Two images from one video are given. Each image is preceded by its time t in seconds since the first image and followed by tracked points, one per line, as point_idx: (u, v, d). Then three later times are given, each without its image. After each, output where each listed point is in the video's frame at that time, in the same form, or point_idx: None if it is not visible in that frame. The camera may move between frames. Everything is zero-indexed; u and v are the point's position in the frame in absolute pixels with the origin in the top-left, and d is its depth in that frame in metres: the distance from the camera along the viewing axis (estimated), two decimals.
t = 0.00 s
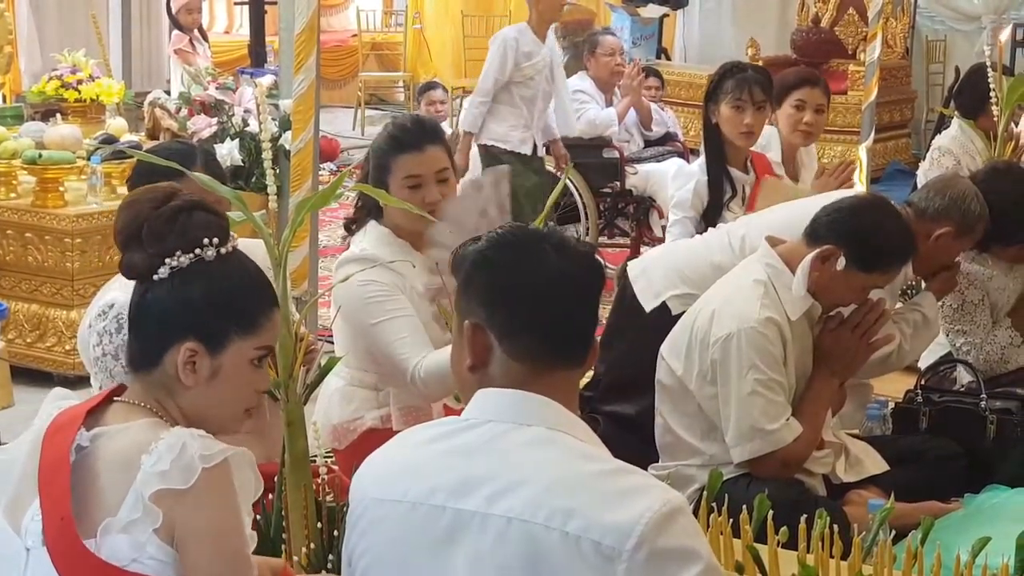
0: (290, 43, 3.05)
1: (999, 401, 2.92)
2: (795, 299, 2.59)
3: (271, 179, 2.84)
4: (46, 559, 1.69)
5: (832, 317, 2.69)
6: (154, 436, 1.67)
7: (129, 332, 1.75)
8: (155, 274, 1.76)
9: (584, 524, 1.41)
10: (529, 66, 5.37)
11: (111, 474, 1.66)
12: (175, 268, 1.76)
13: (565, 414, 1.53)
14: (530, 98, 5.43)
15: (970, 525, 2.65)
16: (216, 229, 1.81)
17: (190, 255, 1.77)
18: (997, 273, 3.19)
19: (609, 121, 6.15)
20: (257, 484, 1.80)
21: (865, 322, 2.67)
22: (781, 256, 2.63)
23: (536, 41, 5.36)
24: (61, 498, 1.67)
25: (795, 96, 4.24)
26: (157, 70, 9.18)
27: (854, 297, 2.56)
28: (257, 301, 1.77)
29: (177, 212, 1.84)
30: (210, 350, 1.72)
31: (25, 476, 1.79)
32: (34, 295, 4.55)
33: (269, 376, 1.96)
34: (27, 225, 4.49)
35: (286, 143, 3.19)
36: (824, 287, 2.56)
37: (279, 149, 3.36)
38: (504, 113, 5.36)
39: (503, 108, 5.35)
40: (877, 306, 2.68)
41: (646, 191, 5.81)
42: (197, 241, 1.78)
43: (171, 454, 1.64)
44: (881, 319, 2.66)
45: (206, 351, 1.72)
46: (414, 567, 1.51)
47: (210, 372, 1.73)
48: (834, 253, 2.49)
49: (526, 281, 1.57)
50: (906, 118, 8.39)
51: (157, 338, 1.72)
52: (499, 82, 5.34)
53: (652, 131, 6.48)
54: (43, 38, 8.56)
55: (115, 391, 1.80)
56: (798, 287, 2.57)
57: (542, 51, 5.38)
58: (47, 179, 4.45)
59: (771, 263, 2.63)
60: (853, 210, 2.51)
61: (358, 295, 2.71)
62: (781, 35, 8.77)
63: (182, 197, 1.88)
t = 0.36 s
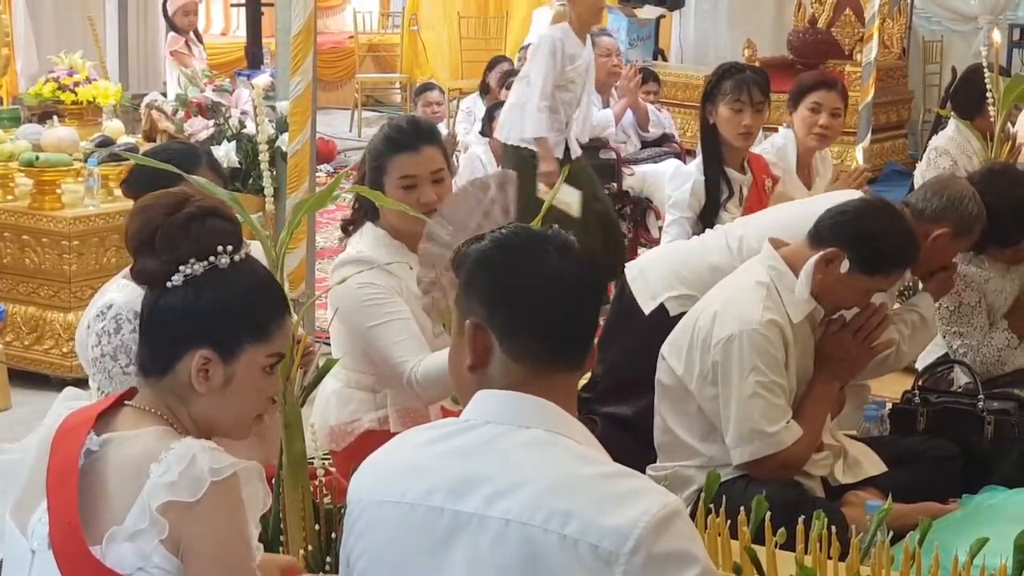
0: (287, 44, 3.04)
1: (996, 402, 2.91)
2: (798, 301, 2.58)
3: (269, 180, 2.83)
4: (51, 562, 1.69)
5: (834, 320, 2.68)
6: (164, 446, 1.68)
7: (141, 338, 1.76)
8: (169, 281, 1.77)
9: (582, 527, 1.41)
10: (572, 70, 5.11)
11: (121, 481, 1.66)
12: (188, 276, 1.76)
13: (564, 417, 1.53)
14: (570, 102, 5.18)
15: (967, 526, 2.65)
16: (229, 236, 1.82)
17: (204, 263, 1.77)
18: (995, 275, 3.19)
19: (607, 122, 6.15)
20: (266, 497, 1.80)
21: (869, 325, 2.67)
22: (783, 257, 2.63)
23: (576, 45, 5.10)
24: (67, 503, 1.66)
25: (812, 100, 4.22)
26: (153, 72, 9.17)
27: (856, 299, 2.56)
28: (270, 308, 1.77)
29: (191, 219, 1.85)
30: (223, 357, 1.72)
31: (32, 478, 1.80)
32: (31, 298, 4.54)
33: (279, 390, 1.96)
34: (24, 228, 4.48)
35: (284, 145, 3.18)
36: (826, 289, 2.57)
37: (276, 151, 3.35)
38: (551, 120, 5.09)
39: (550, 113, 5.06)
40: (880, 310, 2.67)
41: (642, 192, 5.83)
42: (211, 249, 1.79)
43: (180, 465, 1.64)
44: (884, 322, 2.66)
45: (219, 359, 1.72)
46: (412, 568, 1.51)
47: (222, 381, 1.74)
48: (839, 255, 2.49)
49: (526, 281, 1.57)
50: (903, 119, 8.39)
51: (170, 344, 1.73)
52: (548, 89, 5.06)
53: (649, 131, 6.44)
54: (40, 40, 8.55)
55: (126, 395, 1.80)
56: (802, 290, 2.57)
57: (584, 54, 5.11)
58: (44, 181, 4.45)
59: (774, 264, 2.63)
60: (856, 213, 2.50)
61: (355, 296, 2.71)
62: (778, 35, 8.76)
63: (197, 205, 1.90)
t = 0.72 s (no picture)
0: (286, 49, 3.04)
1: (995, 406, 2.92)
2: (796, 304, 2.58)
3: (268, 186, 2.83)
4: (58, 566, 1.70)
5: (832, 324, 2.69)
6: (173, 456, 1.68)
7: (146, 349, 1.76)
8: (163, 294, 1.76)
9: (579, 533, 1.41)
10: (626, 78, 5.14)
11: (129, 488, 1.66)
12: (181, 287, 1.76)
13: (563, 423, 1.53)
14: (621, 110, 5.22)
15: (967, 530, 2.65)
16: (217, 241, 1.80)
17: (194, 272, 1.76)
18: (994, 278, 3.19)
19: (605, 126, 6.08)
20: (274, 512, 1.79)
21: (866, 329, 2.69)
22: (781, 260, 2.64)
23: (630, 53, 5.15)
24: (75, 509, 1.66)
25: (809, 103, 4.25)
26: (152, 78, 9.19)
27: (854, 302, 2.57)
28: (272, 305, 1.77)
29: (177, 227, 1.83)
30: (228, 362, 1.73)
31: (40, 478, 1.80)
32: (31, 304, 4.54)
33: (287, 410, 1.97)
34: (24, 234, 4.49)
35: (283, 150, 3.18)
36: (823, 292, 2.58)
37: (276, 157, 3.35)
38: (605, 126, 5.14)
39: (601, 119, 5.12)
40: (877, 313, 2.69)
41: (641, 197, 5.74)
42: (199, 257, 1.77)
43: (187, 476, 1.64)
44: (882, 325, 2.68)
45: (224, 363, 1.73)
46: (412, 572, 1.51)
47: (231, 384, 1.74)
48: (835, 258, 2.50)
49: (526, 286, 1.58)
50: (902, 122, 8.40)
51: (174, 356, 1.73)
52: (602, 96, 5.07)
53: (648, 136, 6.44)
54: (39, 46, 8.57)
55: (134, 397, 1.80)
56: (798, 293, 2.57)
57: (637, 63, 5.15)
58: (44, 187, 4.45)
59: (772, 268, 2.64)
60: (852, 216, 2.51)
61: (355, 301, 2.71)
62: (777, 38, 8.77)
63: (181, 211, 1.88)
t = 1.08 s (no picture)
0: (282, 51, 3.03)
1: (994, 409, 2.93)
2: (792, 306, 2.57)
3: (264, 187, 2.82)
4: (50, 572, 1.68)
5: (828, 325, 2.69)
6: (170, 467, 1.67)
7: (145, 349, 1.76)
8: (170, 294, 1.79)
9: (575, 538, 1.39)
10: (663, 82, 5.01)
11: (125, 497, 1.65)
12: (189, 288, 1.78)
13: (559, 426, 1.52)
14: (656, 115, 5.07)
15: (965, 534, 2.64)
16: (232, 248, 1.85)
17: (205, 275, 1.79)
18: (993, 281, 3.17)
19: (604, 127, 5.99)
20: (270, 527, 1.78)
21: (862, 330, 2.69)
22: (777, 262, 2.63)
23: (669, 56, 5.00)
24: (69, 516, 1.65)
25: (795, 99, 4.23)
26: (148, 78, 9.17)
27: (849, 304, 2.56)
28: (276, 319, 1.77)
29: (193, 231, 1.93)
30: (225, 369, 1.72)
31: (33, 482, 1.78)
32: (26, 305, 4.53)
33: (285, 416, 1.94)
34: (19, 235, 4.47)
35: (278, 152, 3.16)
36: (818, 295, 2.56)
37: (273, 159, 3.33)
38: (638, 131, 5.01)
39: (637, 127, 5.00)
40: (873, 314, 2.70)
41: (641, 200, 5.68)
42: (213, 262, 1.81)
43: (182, 487, 1.63)
44: (878, 326, 2.69)
45: (222, 369, 1.72)
46: None
47: (226, 392, 1.73)
48: (829, 259, 2.49)
49: (525, 290, 1.56)
50: (901, 125, 8.40)
51: (172, 357, 1.72)
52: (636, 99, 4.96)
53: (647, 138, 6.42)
54: (35, 46, 8.54)
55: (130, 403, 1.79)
56: (793, 294, 2.56)
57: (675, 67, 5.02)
58: (39, 188, 4.44)
59: (767, 270, 2.63)
60: (846, 217, 2.52)
61: (351, 303, 2.69)
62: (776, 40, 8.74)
63: (200, 214, 1.98)
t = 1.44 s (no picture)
0: (280, 51, 3.03)
1: (991, 409, 2.94)
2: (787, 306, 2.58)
3: (261, 187, 2.81)
4: None
5: (825, 325, 2.69)
6: (165, 475, 1.67)
7: (141, 352, 1.75)
8: (169, 295, 1.78)
9: (565, 541, 1.39)
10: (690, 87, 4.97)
11: (119, 504, 1.65)
12: (189, 290, 1.77)
13: (554, 427, 1.51)
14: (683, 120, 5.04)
15: (961, 534, 2.64)
16: (232, 252, 1.84)
17: (205, 277, 1.79)
18: (990, 280, 3.17)
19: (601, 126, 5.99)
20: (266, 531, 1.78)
21: (858, 330, 2.69)
22: (774, 263, 2.63)
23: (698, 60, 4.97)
24: (64, 524, 1.64)
25: (790, 109, 4.21)
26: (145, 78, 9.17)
27: (846, 305, 2.57)
28: (274, 324, 1.78)
29: (193, 231, 1.90)
30: (221, 372, 1.72)
31: (26, 485, 1.78)
32: (23, 305, 4.52)
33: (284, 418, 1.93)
34: (17, 235, 4.47)
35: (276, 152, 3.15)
36: (816, 295, 2.57)
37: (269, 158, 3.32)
38: (662, 135, 4.98)
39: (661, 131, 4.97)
40: (869, 314, 2.70)
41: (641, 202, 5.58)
42: (213, 264, 1.80)
43: (177, 497, 1.63)
44: (874, 326, 2.68)
45: (218, 374, 1.72)
46: None
47: (220, 396, 1.74)
48: (825, 259, 2.50)
49: (526, 291, 1.56)
50: (897, 126, 8.42)
51: (169, 359, 1.72)
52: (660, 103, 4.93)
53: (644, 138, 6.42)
54: (32, 46, 8.53)
55: (121, 405, 1.79)
56: (790, 295, 2.57)
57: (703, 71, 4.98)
58: (36, 188, 4.44)
59: (764, 270, 2.63)
60: (844, 217, 2.52)
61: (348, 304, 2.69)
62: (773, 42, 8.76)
63: (200, 215, 1.94)
